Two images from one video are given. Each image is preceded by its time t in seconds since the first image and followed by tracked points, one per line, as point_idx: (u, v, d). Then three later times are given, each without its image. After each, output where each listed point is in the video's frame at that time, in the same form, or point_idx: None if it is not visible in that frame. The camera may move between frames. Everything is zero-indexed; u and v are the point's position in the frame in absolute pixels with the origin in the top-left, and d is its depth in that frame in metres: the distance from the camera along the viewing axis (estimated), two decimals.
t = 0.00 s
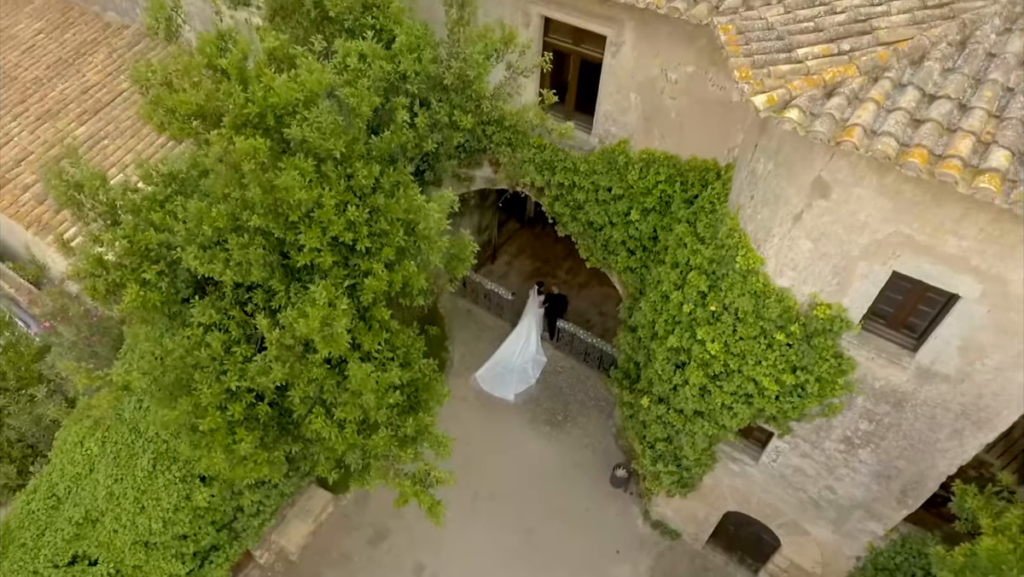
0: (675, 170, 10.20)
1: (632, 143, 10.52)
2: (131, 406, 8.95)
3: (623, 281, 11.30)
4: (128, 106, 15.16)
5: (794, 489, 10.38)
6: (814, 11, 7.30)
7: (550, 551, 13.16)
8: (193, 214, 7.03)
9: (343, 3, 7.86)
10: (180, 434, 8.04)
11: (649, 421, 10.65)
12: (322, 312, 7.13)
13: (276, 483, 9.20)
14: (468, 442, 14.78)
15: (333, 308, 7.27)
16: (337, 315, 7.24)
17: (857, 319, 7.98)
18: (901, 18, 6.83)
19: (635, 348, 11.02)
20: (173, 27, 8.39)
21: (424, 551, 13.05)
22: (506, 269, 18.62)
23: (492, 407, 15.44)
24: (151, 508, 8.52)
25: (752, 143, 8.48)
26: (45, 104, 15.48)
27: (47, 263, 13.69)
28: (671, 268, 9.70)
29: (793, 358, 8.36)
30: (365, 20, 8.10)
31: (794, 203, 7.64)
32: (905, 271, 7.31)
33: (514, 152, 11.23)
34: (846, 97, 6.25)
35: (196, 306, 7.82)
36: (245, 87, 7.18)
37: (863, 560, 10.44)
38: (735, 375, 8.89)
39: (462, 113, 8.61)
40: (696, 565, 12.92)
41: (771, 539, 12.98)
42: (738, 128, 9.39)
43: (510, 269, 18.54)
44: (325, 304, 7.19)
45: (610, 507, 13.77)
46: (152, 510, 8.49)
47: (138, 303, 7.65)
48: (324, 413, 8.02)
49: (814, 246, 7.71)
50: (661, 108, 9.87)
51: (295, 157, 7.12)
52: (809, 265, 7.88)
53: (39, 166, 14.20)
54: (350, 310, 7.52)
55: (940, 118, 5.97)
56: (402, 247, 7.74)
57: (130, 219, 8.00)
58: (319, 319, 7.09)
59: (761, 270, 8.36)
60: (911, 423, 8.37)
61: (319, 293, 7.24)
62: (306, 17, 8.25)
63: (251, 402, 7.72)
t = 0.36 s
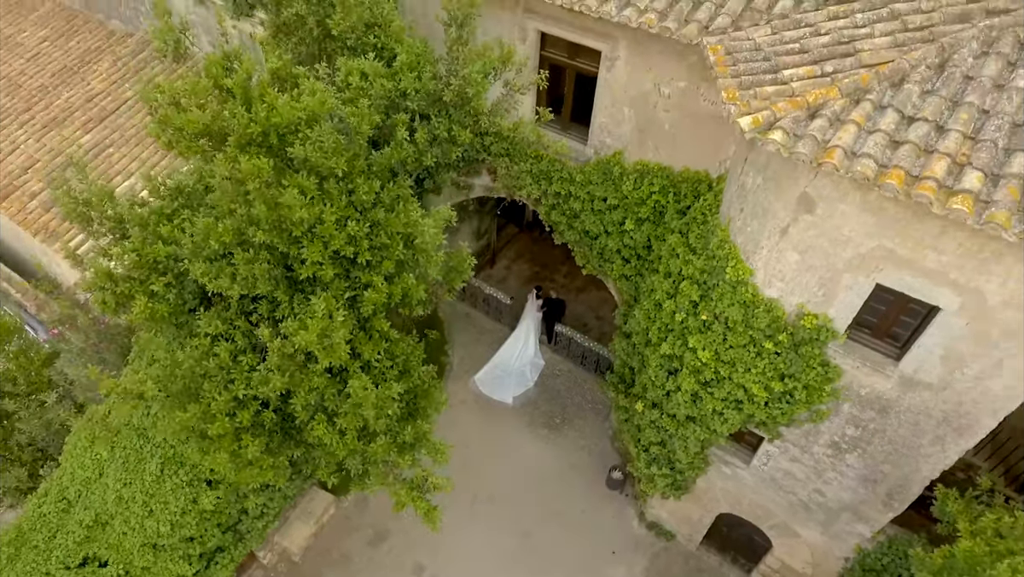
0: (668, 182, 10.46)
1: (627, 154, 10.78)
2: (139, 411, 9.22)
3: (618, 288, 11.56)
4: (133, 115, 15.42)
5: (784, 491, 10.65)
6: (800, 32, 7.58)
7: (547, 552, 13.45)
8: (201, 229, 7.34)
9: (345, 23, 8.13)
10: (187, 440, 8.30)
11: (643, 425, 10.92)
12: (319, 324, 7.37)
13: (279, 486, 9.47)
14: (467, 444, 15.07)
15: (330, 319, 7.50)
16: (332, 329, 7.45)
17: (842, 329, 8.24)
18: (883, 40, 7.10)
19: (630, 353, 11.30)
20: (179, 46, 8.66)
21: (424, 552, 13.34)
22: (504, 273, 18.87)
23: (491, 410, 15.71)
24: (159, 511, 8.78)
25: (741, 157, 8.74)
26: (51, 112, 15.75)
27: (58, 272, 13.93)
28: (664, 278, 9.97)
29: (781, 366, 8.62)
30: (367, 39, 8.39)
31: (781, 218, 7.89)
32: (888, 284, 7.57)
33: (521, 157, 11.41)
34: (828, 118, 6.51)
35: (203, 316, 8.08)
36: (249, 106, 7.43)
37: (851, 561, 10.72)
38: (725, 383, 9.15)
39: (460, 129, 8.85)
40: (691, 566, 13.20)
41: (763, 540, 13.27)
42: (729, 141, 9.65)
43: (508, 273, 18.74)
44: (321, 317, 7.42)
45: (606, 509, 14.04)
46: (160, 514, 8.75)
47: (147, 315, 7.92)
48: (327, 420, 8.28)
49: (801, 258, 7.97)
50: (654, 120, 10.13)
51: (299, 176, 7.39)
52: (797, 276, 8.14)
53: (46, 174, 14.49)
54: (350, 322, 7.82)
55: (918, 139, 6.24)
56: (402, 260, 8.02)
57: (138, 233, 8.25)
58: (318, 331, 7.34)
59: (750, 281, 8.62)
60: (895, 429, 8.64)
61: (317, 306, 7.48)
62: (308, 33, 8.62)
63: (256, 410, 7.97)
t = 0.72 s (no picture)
0: (661, 191, 10.71)
1: (621, 163, 11.03)
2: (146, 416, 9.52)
3: (613, 293, 11.82)
4: (137, 120, 15.66)
5: (774, 492, 10.94)
6: (786, 51, 7.84)
7: (544, 550, 13.75)
8: (205, 242, 7.62)
9: (346, 41, 8.42)
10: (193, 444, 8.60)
11: (637, 428, 11.20)
12: (312, 336, 7.63)
13: (282, 488, 9.76)
14: (464, 444, 15.36)
15: (325, 328, 7.74)
16: (325, 339, 7.67)
17: (828, 337, 8.52)
18: (866, 59, 7.36)
19: (624, 357, 11.57)
20: (184, 62, 8.93)
21: (423, 550, 13.64)
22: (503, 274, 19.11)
23: (489, 410, 16.00)
24: (166, 513, 9.06)
25: (731, 169, 8.99)
26: (56, 118, 16.00)
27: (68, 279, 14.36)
28: (656, 285, 10.24)
29: (768, 373, 8.90)
30: (367, 56, 8.65)
31: (768, 230, 8.15)
32: (870, 295, 7.83)
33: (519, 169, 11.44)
34: (810, 137, 6.77)
35: (209, 324, 8.37)
36: (251, 124, 7.81)
37: (838, 560, 11.02)
38: (715, 388, 9.43)
39: (458, 142, 9.08)
40: (684, 564, 13.50)
41: (754, 539, 13.57)
42: (720, 152, 9.89)
43: (506, 275, 18.93)
44: (315, 327, 7.66)
45: (601, 508, 14.34)
46: (168, 515, 9.05)
47: (154, 324, 8.22)
48: (327, 424, 8.55)
49: (787, 269, 8.22)
50: (648, 131, 10.38)
51: (299, 193, 7.71)
52: (784, 286, 8.40)
53: (52, 180, 14.75)
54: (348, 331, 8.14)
55: (897, 159, 6.50)
56: (400, 272, 8.30)
57: (145, 244, 8.54)
58: (312, 340, 7.59)
59: (739, 290, 8.89)
60: (878, 433, 8.93)
61: (315, 316, 7.75)
62: (308, 49, 8.95)
63: (261, 417, 8.27)
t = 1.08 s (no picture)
0: (655, 199, 10.97)
1: (618, 171, 11.28)
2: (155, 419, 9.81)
3: (610, 297, 12.07)
4: (141, 125, 15.88)
5: (765, 492, 11.23)
6: (776, 67, 8.09)
7: (542, 547, 14.07)
8: (213, 252, 7.89)
9: (348, 56, 8.67)
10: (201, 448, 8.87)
11: (632, 428, 11.48)
12: (311, 343, 7.97)
13: (287, 488, 10.06)
14: (464, 443, 15.66)
15: (323, 336, 8.04)
16: (323, 347, 7.98)
17: (816, 343, 8.81)
18: (852, 77, 7.60)
19: (620, 360, 11.84)
20: (191, 76, 9.18)
21: (424, 548, 13.96)
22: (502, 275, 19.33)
23: (489, 410, 16.30)
24: (176, 512, 9.36)
25: (723, 180, 9.24)
26: (62, 122, 16.25)
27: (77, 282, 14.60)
28: (651, 291, 10.51)
29: (758, 377, 9.20)
30: (368, 70, 8.90)
31: (758, 240, 8.41)
32: (857, 304, 8.10)
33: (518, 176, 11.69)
34: (797, 154, 7.03)
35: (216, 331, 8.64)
36: (257, 138, 8.11)
37: (828, 557, 11.33)
38: (707, 392, 9.72)
39: (458, 153, 9.33)
40: (679, 560, 13.84)
41: (747, 536, 13.87)
42: (713, 162, 10.14)
43: (506, 275, 19.14)
44: (314, 334, 7.98)
45: (598, 505, 14.66)
46: (177, 515, 9.34)
47: (164, 331, 8.51)
48: (331, 427, 8.84)
49: (777, 278, 8.48)
50: (642, 140, 10.63)
51: (303, 206, 8.01)
52: (773, 293, 8.68)
53: (58, 184, 15.01)
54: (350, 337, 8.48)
55: (880, 176, 6.76)
56: (400, 282, 8.60)
57: (155, 254, 8.80)
58: (310, 347, 7.91)
59: (731, 297, 9.15)
60: (864, 436, 9.23)
61: (315, 324, 8.08)
62: (311, 63, 9.20)
63: (269, 422, 8.59)
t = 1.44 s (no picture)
0: (650, 207, 11.25)
1: (613, 179, 11.56)
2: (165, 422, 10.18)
3: (607, 300, 12.34)
4: (146, 130, 16.13)
5: (756, 491, 11.56)
6: (765, 84, 8.36)
7: (540, 544, 14.42)
8: (222, 264, 8.18)
9: (349, 72, 8.96)
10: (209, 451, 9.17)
11: (627, 430, 11.80)
12: (318, 353, 8.27)
13: (292, 488, 10.40)
14: (464, 442, 15.99)
15: (328, 345, 8.35)
16: (329, 356, 8.30)
17: (804, 349, 9.12)
18: (837, 94, 7.87)
19: (616, 362, 12.14)
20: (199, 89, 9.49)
21: (425, 545, 14.31)
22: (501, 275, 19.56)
23: (488, 409, 16.63)
24: (185, 513, 9.69)
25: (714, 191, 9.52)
26: (68, 127, 16.51)
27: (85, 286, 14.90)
28: (645, 298, 10.81)
29: (748, 383, 9.51)
30: (369, 85, 9.20)
31: (747, 251, 8.68)
32: (842, 313, 8.40)
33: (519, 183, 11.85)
34: (783, 171, 7.32)
35: (224, 338, 8.92)
36: (265, 153, 8.41)
37: (817, 554, 11.68)
38: (699, 396, 10.03)
39: (457, 165, 9.59)
40: (673, 556, 14.22)
41: (740, 533, 14.22)
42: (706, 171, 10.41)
43: (505, 276, 19.37)
44: (319, 344, 8.29)
45: (595, 503, 15.01)
46: (187, 515, 9.68)
47: (174, 337, 8.81)
48: (335, 431, 9.15)
49: (766, 287, 8.76)
50: (638, 149, 10.89)
51: (308, 219, 8.33)
52: (762, 302, 8.96)
53: (65, 188, 15.29)
54: (353, 346, 8.77)
55: (862, 194, 7.04)
56: (402, 292, 8.94)
57: (163, 262, 9.07)
58: (315, 357, 8.20)
59: (722, 305, 9.44)
60: (850, 438, 9.55)
61: (321, 335, 8.39)
62: (314, 77, 9.51)
63: (275, 426, 8.91)
